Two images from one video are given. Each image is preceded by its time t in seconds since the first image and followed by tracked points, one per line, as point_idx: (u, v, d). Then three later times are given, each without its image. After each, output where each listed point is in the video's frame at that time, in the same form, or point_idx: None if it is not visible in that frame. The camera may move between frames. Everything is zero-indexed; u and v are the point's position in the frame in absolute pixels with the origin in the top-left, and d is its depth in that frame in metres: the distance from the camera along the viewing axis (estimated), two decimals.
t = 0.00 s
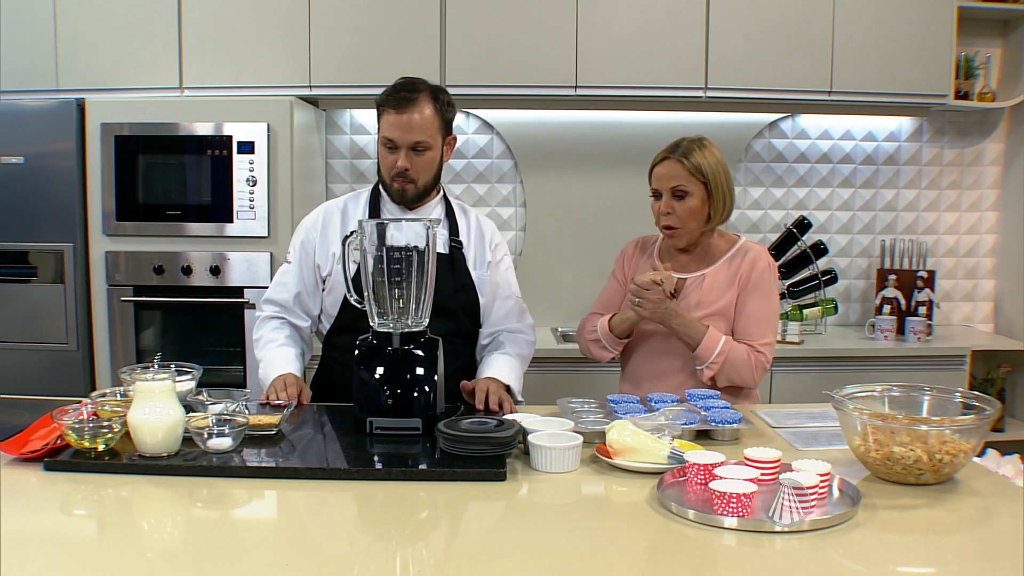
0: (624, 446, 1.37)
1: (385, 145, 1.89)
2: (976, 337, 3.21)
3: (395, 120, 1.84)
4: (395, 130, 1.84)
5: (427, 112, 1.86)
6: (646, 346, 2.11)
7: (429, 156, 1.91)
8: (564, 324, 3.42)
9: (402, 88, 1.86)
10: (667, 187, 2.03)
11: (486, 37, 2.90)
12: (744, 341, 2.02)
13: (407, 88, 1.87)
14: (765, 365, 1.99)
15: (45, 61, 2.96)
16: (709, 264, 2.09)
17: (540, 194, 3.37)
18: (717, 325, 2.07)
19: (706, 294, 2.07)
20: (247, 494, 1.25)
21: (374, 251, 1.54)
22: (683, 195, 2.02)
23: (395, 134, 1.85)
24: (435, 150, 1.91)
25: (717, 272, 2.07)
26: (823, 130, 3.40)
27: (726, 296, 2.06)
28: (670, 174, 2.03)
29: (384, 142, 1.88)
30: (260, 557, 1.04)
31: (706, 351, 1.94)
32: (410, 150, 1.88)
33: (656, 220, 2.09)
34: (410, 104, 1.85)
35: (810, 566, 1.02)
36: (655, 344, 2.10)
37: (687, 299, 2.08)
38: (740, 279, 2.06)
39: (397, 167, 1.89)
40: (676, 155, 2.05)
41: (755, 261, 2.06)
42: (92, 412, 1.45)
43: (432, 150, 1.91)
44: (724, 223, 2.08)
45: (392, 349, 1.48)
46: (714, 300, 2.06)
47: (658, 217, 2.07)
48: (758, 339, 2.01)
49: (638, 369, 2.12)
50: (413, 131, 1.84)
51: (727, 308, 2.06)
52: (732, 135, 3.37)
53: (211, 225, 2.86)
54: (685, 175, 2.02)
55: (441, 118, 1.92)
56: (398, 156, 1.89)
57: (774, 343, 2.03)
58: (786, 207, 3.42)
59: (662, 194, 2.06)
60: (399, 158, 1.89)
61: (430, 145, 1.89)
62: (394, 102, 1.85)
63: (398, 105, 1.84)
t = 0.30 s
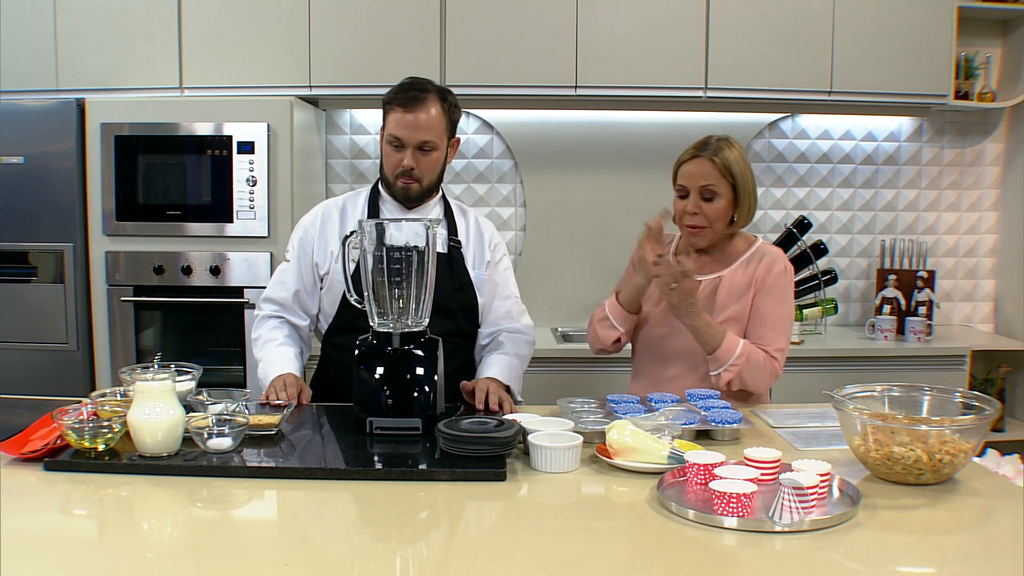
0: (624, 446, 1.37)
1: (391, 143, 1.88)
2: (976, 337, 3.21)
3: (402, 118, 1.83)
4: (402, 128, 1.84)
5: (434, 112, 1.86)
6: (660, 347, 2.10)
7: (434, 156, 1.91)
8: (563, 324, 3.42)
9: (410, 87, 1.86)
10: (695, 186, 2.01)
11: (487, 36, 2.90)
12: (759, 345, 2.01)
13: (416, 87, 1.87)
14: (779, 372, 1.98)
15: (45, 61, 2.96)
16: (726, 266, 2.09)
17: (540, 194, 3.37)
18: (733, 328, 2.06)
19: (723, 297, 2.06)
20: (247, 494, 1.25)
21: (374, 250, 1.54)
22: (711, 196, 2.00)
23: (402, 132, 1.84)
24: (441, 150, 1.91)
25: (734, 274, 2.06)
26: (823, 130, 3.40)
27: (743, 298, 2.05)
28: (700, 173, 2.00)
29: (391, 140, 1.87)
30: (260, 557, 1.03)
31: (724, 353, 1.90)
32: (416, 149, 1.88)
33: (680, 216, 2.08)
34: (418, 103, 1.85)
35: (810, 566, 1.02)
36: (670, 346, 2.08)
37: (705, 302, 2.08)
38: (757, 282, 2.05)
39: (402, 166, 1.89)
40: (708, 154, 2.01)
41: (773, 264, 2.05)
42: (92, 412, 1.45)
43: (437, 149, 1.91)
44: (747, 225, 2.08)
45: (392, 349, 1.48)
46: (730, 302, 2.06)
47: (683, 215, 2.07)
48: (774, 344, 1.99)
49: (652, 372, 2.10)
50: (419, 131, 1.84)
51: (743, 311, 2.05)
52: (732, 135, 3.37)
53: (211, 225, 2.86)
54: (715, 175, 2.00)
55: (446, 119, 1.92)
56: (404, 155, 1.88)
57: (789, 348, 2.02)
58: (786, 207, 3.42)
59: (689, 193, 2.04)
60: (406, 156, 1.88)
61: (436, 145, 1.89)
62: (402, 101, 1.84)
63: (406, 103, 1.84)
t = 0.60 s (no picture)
0: (624, 446, 1.37)
1: (402, 141, 1.88)
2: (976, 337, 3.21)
3: (413, 113, 1.85)
4: (415, 123, 1.85)
5: (441, 107, 1.88)
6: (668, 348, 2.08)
7: (444, 151, 1.92)
8: (563, 324, 3.42)
9: (415, 84, 1.88)
10: (733, 202, 1.94)
11: (486, 36, 2.90)
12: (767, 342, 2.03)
13: (420, 84, 1.89)
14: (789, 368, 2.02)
15: (46, 61, 2.96)
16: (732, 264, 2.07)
17: (540, 194, 3.37)
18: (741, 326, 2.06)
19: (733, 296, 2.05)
20: (247, 494, 1.25)
21: (374, 250, 1.54)
22: (745, 210, 1.96)
23: (413, 128, 1.85)
24: (449, 145, 1.93)
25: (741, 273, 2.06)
26: (823, 130, 3.40)
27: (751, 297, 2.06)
28: (738, 189, 1.93)
29: (401, 137, 1.87)
30: (259, 557, 1.03)
31: (743, 359, 1.92)
32: (428, 145, 1.88)
33: (705, 231, 1.98)
34: (427, 99, 1.86)
35: (810, 566, 1.02)
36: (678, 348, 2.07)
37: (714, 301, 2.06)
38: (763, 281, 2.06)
39: (415, 162, 1.89)
40: (739, 166, 1.95)
41: (778, 262, 2.07)
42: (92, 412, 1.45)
43: (446, 145, 1.92)
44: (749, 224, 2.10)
45: (392, 349, 1.48)
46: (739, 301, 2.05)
47: (711, 229, 1.97)
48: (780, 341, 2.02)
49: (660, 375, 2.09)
50: (430, 126, 1.86)
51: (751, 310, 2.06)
52: (732, 135, 3.37)
53: (211, 225, 2.86)
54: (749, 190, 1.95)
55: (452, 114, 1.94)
56: (416, 151, 1.88)
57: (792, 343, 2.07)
58: (786, 207, 3.42)
59: (723, 207, 1.94)
60: (418, 152, 1.88)
61: (446, 140, 1.90)
62: (411, 97, 1.86)
63: (414, 100, 1.85)
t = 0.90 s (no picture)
0: (624, 446, 1.37)
1: (409, 139, 1.88)
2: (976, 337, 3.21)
3: (418, 112, 1.86)
4: (422, 122, 1.86)
5: (444, 106, 1.90)
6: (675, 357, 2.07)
7: (448, 150, 1.93)
8: (563, 324, 3.42)
9: (417, 85, 1.90)
10: (738, 211, 1.93)
11: (486, 36, 2.90)
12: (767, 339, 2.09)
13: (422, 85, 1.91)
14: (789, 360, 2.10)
15: (46, 61, 2.96)
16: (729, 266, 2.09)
17: (540, 194, 3.37)
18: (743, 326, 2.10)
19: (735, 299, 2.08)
20: (248, 494, 1.25)
21: (374, 250, 1.54)
22: (747, 217, 1.96)
23: (421, 126, 1.86)
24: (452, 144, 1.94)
25: (739, 274, 2.09)
26: (823, 130, 3.40)
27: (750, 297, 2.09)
28: (743, 198, 1.93)
29: (408, 136, 1.87)
30: (258, 557, 1.03)
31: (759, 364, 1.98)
32: (434, 144, 1.89)
33: (707, 238, 1.97)
34: (431, 98, 1.88)
35: (810, 566, 1.02)
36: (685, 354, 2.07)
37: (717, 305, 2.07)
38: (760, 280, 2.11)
39: (423, 161, 1.89)
40: (741, 175, 1.94)
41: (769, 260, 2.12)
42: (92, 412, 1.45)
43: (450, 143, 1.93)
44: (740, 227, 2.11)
45: (392, 349, 1.48)
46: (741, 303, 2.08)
47: (714, 237, 1.95)
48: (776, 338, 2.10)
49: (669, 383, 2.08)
50: (436, 124, 1.87)
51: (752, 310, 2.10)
52: (732, 135, 3.37)
53: (211, 225, 2.86)
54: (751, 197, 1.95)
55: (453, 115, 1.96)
56: (423, 151, 1.88)
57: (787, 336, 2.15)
58: (786, 207, 3.42)
59: (727, 215, 1.93)
60: (425, 151, 1.89)
61: (450, 139, 1.92)
62: (416, 98, 1.87)
63: (418, 99, 1.87)
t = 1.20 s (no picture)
0: (624, 446, 1.37)
1: (383, 138, 1.88)
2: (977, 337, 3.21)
3: (394, 112, 1.85)
4: (394, 121, 1.85)
5: (425, 108, 1.87)
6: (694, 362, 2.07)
7: (425, 152, 1.90)
8: (563, 324, 3.42)
9: (404, 84, 1.89)
10: (731, 216, 1.95)
11: (487, 36, 2.90)
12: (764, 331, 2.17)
13: (408, 85, 1.90)
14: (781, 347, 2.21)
15: (46, 60, 2.96)
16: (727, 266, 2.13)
17: (540, 194, 3.37)
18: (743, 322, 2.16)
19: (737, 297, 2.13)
20: (248, 494, 1.25)
21: (374, 250, 1.54)
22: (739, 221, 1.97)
23: (392, 126, 1.85)
24: (432, 146, 1.90)
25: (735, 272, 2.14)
26: (823, 130, 3.40)
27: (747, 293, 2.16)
28: (736, 203, 1.94)
29: (382, 134, 1.88)
30: (258, 557, 1.03)
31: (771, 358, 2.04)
32: (406, 144, 1.87)
33: (700, 242, 1.97)
34: (411, 99, 1.87)
35: (810, 566, 1.02)
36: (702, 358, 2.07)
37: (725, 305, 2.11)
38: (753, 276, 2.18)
39: (394, 159, 1.88)
40: (735, 180, 1.95)
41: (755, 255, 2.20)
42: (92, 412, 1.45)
43: (429, 145, 1.90)
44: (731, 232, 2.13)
45: (392, 349, 1.48)
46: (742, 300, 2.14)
47: (708, 241, 1.97)
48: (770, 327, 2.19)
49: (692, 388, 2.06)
50: (408, 125, 1.85)
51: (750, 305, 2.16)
52: (732, 135, 3.37)
53: (211, 225, 2.86)
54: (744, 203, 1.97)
55: (440, 117, 1.92)
56: (395, 150, 1.88)
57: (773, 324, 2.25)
58: (786, 207, 3.42)
59: (721, 220, 1.95)
60: (396, 150, 1.88)
61: (428, 140, 1.89)
62: (396, 97, 1.86)
63: (398, 99, 1.86)
